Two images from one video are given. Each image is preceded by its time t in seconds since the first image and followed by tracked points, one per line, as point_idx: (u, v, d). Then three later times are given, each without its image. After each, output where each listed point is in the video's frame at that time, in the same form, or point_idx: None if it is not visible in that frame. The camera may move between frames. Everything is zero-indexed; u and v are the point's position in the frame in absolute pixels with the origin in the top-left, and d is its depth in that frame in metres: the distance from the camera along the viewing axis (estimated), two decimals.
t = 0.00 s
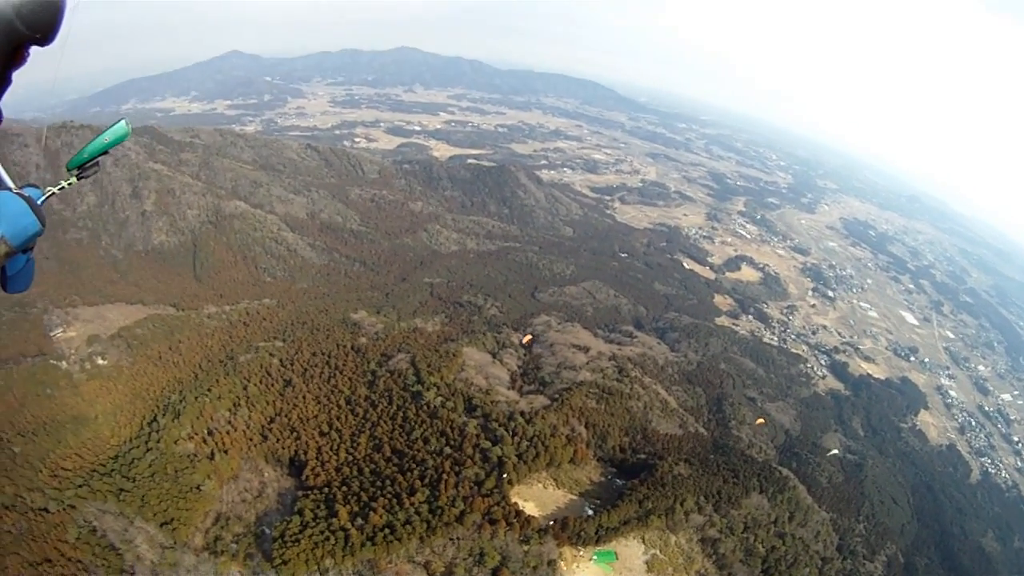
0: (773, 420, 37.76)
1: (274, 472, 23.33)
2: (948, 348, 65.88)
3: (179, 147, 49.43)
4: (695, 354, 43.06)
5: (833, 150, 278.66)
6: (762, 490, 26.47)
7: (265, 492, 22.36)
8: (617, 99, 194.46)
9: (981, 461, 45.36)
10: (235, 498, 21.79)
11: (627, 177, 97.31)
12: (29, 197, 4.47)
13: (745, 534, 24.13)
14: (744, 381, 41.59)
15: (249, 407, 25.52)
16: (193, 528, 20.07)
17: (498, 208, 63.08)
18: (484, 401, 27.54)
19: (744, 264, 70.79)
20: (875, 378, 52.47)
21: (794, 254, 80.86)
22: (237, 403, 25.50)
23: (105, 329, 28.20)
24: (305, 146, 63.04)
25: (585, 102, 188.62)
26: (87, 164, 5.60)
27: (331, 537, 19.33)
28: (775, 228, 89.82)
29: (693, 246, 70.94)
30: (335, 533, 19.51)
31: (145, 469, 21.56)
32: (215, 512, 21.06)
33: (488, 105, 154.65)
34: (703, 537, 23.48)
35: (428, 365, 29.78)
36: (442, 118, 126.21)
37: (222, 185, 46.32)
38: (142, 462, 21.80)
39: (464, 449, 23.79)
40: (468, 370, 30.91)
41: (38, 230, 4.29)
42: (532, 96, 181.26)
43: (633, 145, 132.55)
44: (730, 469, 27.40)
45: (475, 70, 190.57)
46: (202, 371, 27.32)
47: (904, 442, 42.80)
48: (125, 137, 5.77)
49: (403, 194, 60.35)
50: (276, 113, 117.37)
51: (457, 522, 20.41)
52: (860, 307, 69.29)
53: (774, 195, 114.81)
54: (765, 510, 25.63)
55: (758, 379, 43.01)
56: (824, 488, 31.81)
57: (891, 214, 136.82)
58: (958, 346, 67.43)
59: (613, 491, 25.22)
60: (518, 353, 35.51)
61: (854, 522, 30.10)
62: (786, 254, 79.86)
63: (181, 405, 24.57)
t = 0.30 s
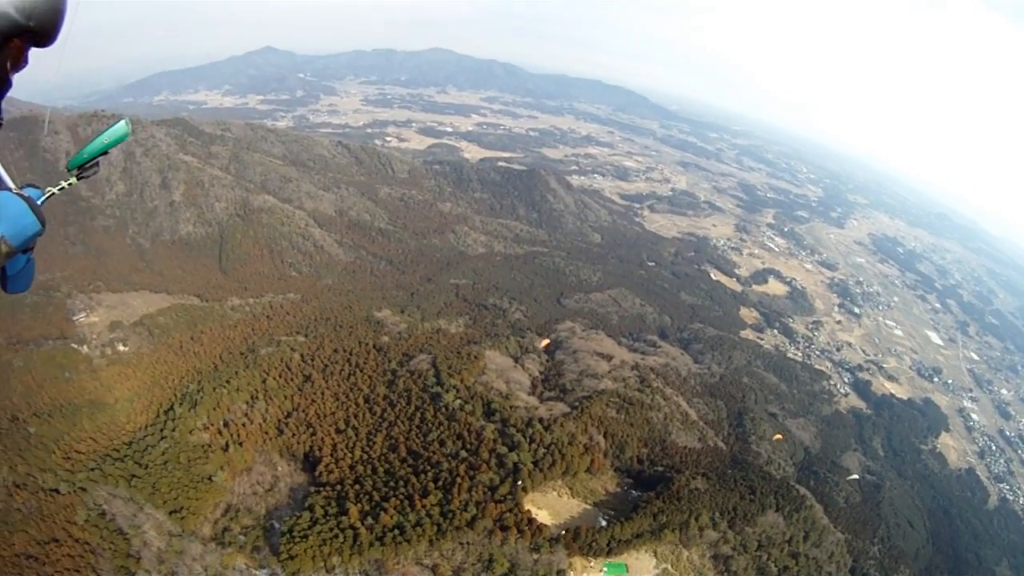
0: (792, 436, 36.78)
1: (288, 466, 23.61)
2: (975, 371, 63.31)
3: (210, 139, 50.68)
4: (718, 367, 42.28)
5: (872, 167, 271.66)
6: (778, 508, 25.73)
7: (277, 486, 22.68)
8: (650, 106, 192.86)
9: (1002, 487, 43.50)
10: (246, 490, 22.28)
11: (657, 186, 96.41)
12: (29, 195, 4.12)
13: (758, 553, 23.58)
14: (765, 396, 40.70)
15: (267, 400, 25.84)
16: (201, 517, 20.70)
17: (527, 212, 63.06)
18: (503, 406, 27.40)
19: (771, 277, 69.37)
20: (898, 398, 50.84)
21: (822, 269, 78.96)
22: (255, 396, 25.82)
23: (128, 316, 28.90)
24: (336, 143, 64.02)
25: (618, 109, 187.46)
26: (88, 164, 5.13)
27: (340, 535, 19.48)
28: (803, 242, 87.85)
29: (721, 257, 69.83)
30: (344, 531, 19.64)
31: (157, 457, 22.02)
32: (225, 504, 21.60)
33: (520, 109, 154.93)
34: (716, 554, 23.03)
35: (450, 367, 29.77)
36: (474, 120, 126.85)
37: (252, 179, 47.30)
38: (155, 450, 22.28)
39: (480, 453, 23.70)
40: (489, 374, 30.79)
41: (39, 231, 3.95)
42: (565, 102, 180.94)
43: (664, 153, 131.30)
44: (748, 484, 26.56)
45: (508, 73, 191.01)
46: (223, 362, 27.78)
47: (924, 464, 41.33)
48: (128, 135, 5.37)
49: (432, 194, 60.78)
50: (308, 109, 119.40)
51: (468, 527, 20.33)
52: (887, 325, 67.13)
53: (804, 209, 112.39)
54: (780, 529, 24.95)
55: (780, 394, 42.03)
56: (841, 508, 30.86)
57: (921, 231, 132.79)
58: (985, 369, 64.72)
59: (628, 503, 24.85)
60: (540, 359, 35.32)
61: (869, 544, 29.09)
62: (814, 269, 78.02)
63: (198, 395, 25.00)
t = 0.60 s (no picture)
0: (812, 453, 35.71)
1: (303, 468, 23.82)
2: (996, 391, 60.41)
3: (237, 140, 51.74)
4: (741, 382, 41.32)
5: (907, 185, 265.03)
6: (796, 526, 25.01)
7: (290, 488, 22.90)
8: (679, 117, 191.39)
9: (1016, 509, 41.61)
10: (259, 491, 22.52)
11: (683, 197, 95.40)
12: (32, 198, 4.61)
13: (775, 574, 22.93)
14: (787, 412, 39.65)
15: (285, 401, 26.11)
16: (213, 516, 20.89)
17: (553, 221, 62.94)
18: (522, 416, 27.24)
19: (796, 291, 67.83)
20: (919, 416, 49.12)
21: (847, 284, 77.00)
22: (273, 398, 26.15)
23: (149, 313, 29.76)
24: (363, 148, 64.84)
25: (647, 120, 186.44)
26: (86, 166, 5.60)
27: (351, 540, 19.50)
28: (829, 257, 85.84)
29: (746, 271, 68.61)
30: (355, 536, 19.65)
31: (171, 454, 22.31)
32: (237, 503, 21.85)
33: (548, 117, 155.05)
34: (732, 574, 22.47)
35: (471, 375, 29.73)
36: (501, 127, 127.39)
37: (278, 180, 48.07)
38: (170, 447, 22.56)
39: (497, 462, 23.56)
40: (510, 383, 30.64)
41: (37, 231, 4.45)
42: (594, 111, 180.50)
43: (691, 165, 130.02)
44: (766, 501, 25.90)
45: (537, 82, 191.52)
46: (243, 362, 28.19)
47: (943, 484, 39.72)
48: (125, 139, 5.83)
49: (459, 201, 61.04)
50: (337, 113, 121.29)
51: (481, 537, 20.17)
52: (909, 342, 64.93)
53: (831, 223, 109.93)
54: (798, 549, 24.25)
55: (802, 411, 40.92)
56: (858, 529, 29.84)
57: (953, 250, 128.53)
58: (1005, 389, 61.70)
59: (644, 517, 24.44)
60: (562, 369, 35.07)
61: (885, 567, 28.00)
62: (840, 284, 76.08)
63: (216, 394, 25.41)
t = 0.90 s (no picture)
0: (842, 472, 34.44)
1: (326, 480, 24.06)
2: None
3: (268, 153, 52.89)
4: (772, 398, 40.08)
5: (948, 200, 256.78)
6: (823, 547, 24.29)
7: (313, 499, 23.17)
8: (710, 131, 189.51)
9: None
10: (281, 501, 22.86)
11: (714, 211, 94.04)
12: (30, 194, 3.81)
13: None
14: (818, 429, 38.30)
15: (310, 413, 26.38)
16: (234, 524, 21.22)
17: (584, 235, 62.69)
18: (550, 432, 26.95)
19: (827, 305, 65.92)
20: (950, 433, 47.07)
21: (879, 298, 74.61)
22: (298, 409, 26.47)
23: (178, 320, 30.58)
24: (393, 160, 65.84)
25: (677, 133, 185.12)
26: (88, 164, 4.78)
27: (371, 554, 19.46)
28: (861, 271, 83.37)
29: (777, 285, 67.04)
30: (377, 550, 19.60)
31: (195, 461, 22.76)
32: (259, 512, 22.21)
33: (579, 131, 155.37)
34: None
35: (500, 389, 29.54)
36: (532, 141, 128.03)
37: (310, 193, 49.03)
38: (193, 454, 23.01)
39: (524, 478, 23.28)
40: (539, 398, 30.30)
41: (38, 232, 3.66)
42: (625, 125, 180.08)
43: (722, 178, 128.38)
44: (794, 521, 25.16)
45: (568, 96, 192.17)
46: (270, 372, 28.64)
47: (973, 504, 37.76)
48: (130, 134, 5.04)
49: (490, 215, 61.35)
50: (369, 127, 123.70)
51: (504, 554, 19.91)
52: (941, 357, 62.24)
53: (862, 236, 106.98)
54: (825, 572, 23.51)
55: (833, 428, 39.51)
56: (884, 550, 28.85)
57: (994, 266, 123.59)
58: None
59: (670, 537, 23.91)
60: (592, 385, 34.64)
61: None
62: (871, 298, 73.79)
63: (242, 403, 25.88)
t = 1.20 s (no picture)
0: (868, 491, 33.19)
1: (347, 490, 24.15)
2: None
3: (298, 163, 54.03)
4: (800, 416, 38.89)
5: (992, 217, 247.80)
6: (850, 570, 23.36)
7: (331, 509, 23.31)
8: (742, 145, 187.03)
9: None
10: (300, 510, 23.02)
11: (745, 225, 92.49)
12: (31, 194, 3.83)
13: None
14: (846, 448, 36.99)
15: (333, 423, 26.50)
16: (250, 531, 21.47)
17: (614, 249, 62.31)
18: (575, 448, 26.59)
19: (856, 320, 63.98)
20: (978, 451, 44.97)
21: (908, 313, 72.15)
22: (321, 418, 26.65)
23: (203, 326, 31.23)
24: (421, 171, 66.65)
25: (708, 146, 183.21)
26: (87, 163, 4.71)
27: (387, 566, 19.44)
28: (889, 285, 80.84)
29: (806, 300, 65.41)
30: (393, 562, 19.59)
31: (214, 467, 22.98)
32: (276, 521, 22.37)
33: (610, 145, 155.09)
34: None
35: (524, 403, 29.31)
36: (562, 155, 128.31)
37: (339, 203, 49.76)
38: (212, 460, 23.25)
39: (546, 495, 22.97)
40: (565, 415, 29.90)
41: (40, 231, 3.73)
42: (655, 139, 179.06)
43: (753, 192, 126.43)
44: (818, 542, 24.32)
45: (598, 109, 192.18)
46: (294, 381, 28.96)
47: (999, 524, 35.74)
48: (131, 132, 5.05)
49: (519, 228, 61.41)
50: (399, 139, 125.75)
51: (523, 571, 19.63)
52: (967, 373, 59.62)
53: (891, 250, 104.00)
54: None
55: (860, 445, 38.12)
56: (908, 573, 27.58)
57: None
58: None
59: (692, 557, 23.33)
60: (618, 400, 34.10)
61: None
62: (902, 313, 71.40)
63: (265, 411, 26.17)
